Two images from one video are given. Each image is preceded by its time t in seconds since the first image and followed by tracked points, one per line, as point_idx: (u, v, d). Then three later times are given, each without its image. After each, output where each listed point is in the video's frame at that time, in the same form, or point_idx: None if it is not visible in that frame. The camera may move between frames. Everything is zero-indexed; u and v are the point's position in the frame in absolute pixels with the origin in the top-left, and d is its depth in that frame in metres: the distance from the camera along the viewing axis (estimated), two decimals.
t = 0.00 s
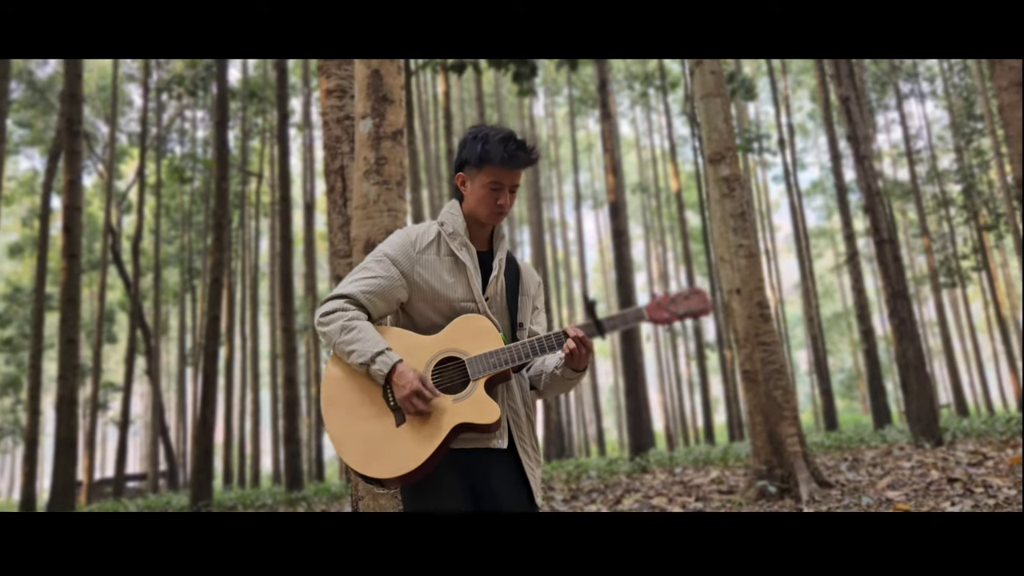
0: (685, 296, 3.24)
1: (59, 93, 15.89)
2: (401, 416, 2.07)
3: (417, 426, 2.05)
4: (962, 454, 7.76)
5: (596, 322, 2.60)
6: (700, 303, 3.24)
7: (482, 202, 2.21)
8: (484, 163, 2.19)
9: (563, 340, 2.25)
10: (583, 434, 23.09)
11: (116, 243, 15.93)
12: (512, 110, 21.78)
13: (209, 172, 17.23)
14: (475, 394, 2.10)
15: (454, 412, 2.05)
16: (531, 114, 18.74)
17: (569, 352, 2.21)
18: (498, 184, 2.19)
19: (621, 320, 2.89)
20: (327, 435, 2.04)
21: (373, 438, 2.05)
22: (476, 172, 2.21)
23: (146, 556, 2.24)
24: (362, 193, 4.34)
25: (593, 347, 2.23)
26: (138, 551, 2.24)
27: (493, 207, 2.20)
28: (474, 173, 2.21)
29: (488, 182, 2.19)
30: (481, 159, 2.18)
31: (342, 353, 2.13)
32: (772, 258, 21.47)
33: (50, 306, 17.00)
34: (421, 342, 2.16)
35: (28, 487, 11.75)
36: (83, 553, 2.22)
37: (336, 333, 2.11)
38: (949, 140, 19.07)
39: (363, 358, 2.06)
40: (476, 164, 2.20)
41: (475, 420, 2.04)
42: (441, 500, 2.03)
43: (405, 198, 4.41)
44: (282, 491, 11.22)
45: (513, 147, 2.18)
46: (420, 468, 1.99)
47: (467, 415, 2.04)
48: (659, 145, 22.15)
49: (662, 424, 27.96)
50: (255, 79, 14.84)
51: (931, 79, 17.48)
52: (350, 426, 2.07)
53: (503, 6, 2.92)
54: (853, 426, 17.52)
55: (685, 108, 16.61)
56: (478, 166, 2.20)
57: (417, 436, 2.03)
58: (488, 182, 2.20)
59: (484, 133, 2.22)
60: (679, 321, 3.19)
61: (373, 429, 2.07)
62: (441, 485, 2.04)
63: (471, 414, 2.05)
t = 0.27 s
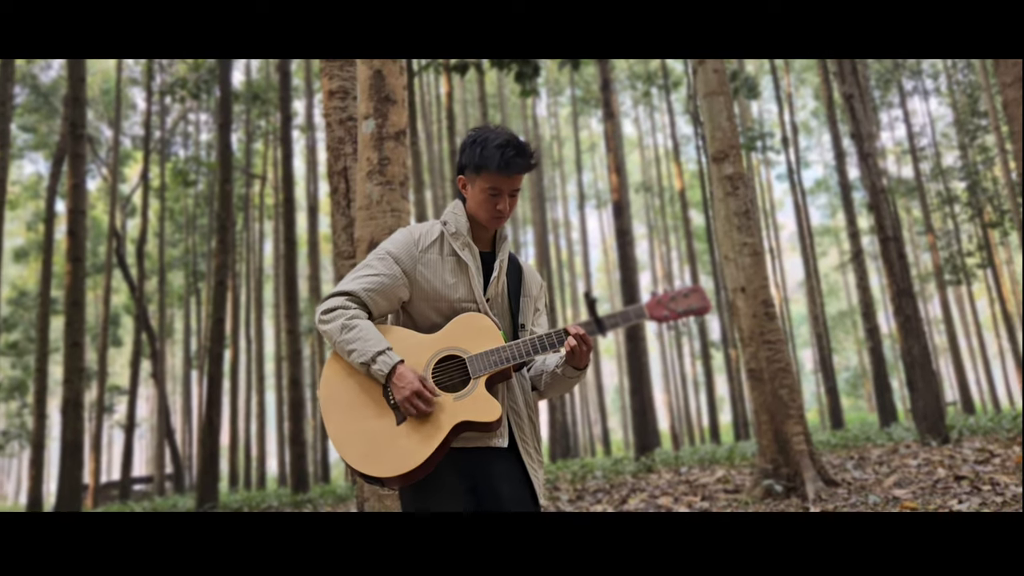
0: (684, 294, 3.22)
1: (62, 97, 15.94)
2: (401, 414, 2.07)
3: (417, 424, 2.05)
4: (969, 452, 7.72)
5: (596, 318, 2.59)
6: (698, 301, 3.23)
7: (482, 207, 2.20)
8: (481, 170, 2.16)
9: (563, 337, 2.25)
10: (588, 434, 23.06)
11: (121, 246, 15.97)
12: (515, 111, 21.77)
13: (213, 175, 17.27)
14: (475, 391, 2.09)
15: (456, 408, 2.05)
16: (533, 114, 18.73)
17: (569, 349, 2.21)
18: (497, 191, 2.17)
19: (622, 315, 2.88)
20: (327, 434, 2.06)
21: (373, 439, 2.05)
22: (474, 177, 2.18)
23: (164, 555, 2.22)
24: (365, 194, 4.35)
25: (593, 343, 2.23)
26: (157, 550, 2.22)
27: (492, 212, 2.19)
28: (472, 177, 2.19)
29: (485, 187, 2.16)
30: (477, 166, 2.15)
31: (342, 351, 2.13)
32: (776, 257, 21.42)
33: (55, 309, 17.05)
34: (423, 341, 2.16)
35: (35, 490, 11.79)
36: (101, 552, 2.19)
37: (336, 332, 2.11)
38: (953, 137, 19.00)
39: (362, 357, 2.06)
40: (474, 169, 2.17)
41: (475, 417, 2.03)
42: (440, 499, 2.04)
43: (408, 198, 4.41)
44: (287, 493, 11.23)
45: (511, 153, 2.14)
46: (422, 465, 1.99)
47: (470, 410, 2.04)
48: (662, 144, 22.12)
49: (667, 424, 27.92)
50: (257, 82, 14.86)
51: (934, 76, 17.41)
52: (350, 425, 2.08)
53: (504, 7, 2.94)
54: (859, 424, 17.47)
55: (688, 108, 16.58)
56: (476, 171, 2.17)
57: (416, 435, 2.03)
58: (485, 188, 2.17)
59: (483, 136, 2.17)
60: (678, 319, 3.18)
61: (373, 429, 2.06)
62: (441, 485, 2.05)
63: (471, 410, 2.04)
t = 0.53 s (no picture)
0: (686, 294, 3.27)
1: (64, 100, 15.97)
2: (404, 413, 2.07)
3: (421, 424, 2.05)
4: (973, 449, 7.71)
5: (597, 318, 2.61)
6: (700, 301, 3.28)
7: (481, 200, 2.20)
8: (482, 162, 2.17)
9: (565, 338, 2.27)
10: (592, 434, 23.04)
11: (124, 249, 15.99)
12: (516, 110, 21.76)
13: (215, 177, 17.28)
14: (477, 394, 2.11)
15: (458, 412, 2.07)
16: (535, 114, 18.72)
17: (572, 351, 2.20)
18: (498, 181, 2.18)
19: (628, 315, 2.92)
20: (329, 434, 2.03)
21: (376, 438, 2.03)
22: (476, 168, 2.20)
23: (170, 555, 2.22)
24: (368, 194, 4.35)
25: (595, 343, 2.21)
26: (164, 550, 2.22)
27: (492, 204, 2.19)
28: (473, 169, 2.20)
29: (487, 178, 2.17)
30: (480, 155, 2.17)
31: (346, 344, 2.13)
32: (779, 255, 21.38)
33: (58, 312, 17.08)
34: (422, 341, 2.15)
35: (40, 492, 11.80)
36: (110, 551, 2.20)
37: (340, 323, 2.11)
38: (955, 133, 18.96)
39: (373, 338, 2.06)
40: (476, 161, 2.18)
41: (475, 424, 2.05)
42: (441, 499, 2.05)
43: (410, 198, 4.41)
44: (291, 494, 11.24)
45: (514, 143, 2.16)
46: (426, 465, 1.99)
47: (470, 415, 2.06)
48: (664, 143, 22.11)
49: (671, 423, 27.91)
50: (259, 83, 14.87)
51: (936, 72, 17.36)
52: (350, 426, 2.05)
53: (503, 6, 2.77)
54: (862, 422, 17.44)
55: (689, 106, 16.56)
56: (477, 163, 2.19)
57: (421, 434, 2.03)
58: (487, 179, 2.18)
59: (484, 129, 2.20)
60: (681, 320, 3.23)
61: (375, 429, 2.05)
62: (443, 485, 2.06)
63: (473, 413, 2.06)
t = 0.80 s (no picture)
0: (696, 294, 3.29)
1: (73, 101, 16.11)
2: (407, 422, 2.07)
3: (423, 432, 2.04)
4: (985, 447, 7.65)
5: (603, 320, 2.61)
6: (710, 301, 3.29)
7: (492, 190, 2.20)
8: (500, 147, 2.18)
9: (570, 341, 2.25)
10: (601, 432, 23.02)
11: (133, 249, 16.08)
12: (523, 109, 21.76)
13: (224, 177, 17.37)
14: (480, 399, 2.08)
15: (461, 417, 2.03)
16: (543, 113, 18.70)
17: (575, 355, 2.21)
18: (512, 170, 2.19)
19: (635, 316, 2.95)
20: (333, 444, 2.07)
21: (380, 447, 2.06)
22: (488, 157, 2.20)
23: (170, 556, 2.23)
24: (375, 192, 4.35)
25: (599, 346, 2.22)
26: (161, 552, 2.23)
27: (504, 194, 2.20)
28: (486, 158, 2.21)
29: (500, 167, 2.19)
30: (496, 142, 2.18)
31: (348, 355, 2.12)
32: (787, 252, 21.28)
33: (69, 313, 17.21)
34: (426, 343, 2.15)
35: (52, 492, 11.90)
36: (119, 554, 2.21)
37: (342, 334, 2.09)
38: (965, 130, 18.82)
39: (371, 358, 2.03)
40: (492, 147, 2.19)
41: (478, 426, 2.01)
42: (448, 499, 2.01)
43: (418, 197, 4.41)
44: (301, 493, 11.29)
45: (529, 132, 2.19)
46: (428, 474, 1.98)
47: (474, 420, 2.01)
48: (672, 141, 22.05)
49: (680, 421, 27.86)
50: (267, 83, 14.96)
51: (946, 68, 17.24)
52: (355, 434, 2.09)
53: (504, 7, 3.09)
54: (872, 420, 17.35)
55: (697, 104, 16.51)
56: (491, 151, 2.19)
57: (422, 445, 2.02)
58: (501, 167, 2.19)
59: (498, 119, 2.22)
60: (689, 320, 3.26)
61: (379, 438, 2.07)
62: (449, 485, 2.02)
63: (475, 420, 2.02)
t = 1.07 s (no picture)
0: (712, 304, 3.14)
1: (92, 100, 16.32)
2: (415, 425, 2.13)
3: (432, 438, 2.11)
4: (1005, 448, 7.56)
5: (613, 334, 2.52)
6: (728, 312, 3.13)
7: (508, 189, 2.21)
8: (520, 145, 2.18)
9: (580, 354, 2.23)
10: (616, 430, 22.94)
11: (152, 247, 16.26)
12: (539, 106, 21.71)
13: (241, 175, 17.52)
14: (487, 407, 2.12)
15: (468, 426, 2.09)
16: (558, 110, 18.68)
17: (582, 365, 2.21)
18: (531, 171, 2.20)
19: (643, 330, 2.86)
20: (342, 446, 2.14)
21: (389, 450, 2.13)
22: (508, 156, 2.20)
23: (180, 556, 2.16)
24: (390, 189, 4.38)
25: (608, 358, 2.23)
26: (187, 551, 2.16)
27: (521, 194, 2.20)
28: (505, 157, 2.21)
29: (519, 166, 2.19)
30: (517, 141, 2.18)
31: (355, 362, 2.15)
32: (805, 251, 21.10)
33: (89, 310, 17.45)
34: (435, 349, 2.19)
35: (72, 486, 12.04)
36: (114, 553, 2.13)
37: (347, 341, 2.12)
38: (987, 126, 18.57)
39: (378, 364, 2.07)
40: (512, 146, 2.19)
41: (485, 435, 2.07)
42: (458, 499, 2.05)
43: (432, 194, 4.43)
44: (317, 489, 11.38)
45: (548, 132, 2.20)
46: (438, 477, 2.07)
47: (480, 428, 2.08)
48: (688, 138, 21.94)
49: (696, 420, 27.76)
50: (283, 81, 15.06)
51: (967, 64, 17.00)
52: (365, 437, 2.15)
53: (503, 6, 2.72)
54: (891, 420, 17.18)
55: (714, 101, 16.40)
56: (511, 149, 2.19)
57: (431, 451, 2.09)
58: (519, 168, 2.20)
59: (519, 117, 2.22)
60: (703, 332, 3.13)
61: (388, 440, 2.14)
62: (460, 486, 2.06)
63: (482, 428, 2.08)
